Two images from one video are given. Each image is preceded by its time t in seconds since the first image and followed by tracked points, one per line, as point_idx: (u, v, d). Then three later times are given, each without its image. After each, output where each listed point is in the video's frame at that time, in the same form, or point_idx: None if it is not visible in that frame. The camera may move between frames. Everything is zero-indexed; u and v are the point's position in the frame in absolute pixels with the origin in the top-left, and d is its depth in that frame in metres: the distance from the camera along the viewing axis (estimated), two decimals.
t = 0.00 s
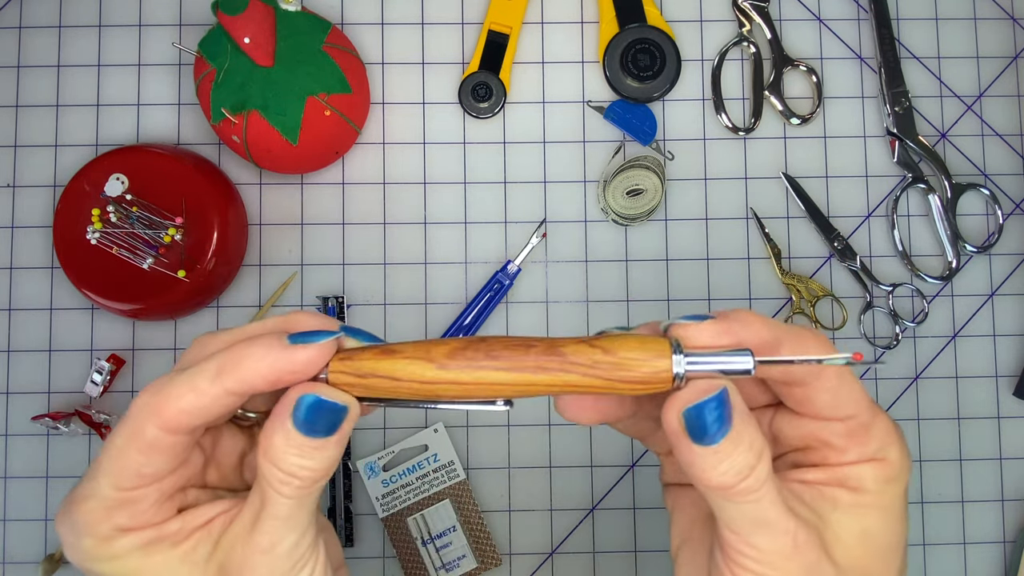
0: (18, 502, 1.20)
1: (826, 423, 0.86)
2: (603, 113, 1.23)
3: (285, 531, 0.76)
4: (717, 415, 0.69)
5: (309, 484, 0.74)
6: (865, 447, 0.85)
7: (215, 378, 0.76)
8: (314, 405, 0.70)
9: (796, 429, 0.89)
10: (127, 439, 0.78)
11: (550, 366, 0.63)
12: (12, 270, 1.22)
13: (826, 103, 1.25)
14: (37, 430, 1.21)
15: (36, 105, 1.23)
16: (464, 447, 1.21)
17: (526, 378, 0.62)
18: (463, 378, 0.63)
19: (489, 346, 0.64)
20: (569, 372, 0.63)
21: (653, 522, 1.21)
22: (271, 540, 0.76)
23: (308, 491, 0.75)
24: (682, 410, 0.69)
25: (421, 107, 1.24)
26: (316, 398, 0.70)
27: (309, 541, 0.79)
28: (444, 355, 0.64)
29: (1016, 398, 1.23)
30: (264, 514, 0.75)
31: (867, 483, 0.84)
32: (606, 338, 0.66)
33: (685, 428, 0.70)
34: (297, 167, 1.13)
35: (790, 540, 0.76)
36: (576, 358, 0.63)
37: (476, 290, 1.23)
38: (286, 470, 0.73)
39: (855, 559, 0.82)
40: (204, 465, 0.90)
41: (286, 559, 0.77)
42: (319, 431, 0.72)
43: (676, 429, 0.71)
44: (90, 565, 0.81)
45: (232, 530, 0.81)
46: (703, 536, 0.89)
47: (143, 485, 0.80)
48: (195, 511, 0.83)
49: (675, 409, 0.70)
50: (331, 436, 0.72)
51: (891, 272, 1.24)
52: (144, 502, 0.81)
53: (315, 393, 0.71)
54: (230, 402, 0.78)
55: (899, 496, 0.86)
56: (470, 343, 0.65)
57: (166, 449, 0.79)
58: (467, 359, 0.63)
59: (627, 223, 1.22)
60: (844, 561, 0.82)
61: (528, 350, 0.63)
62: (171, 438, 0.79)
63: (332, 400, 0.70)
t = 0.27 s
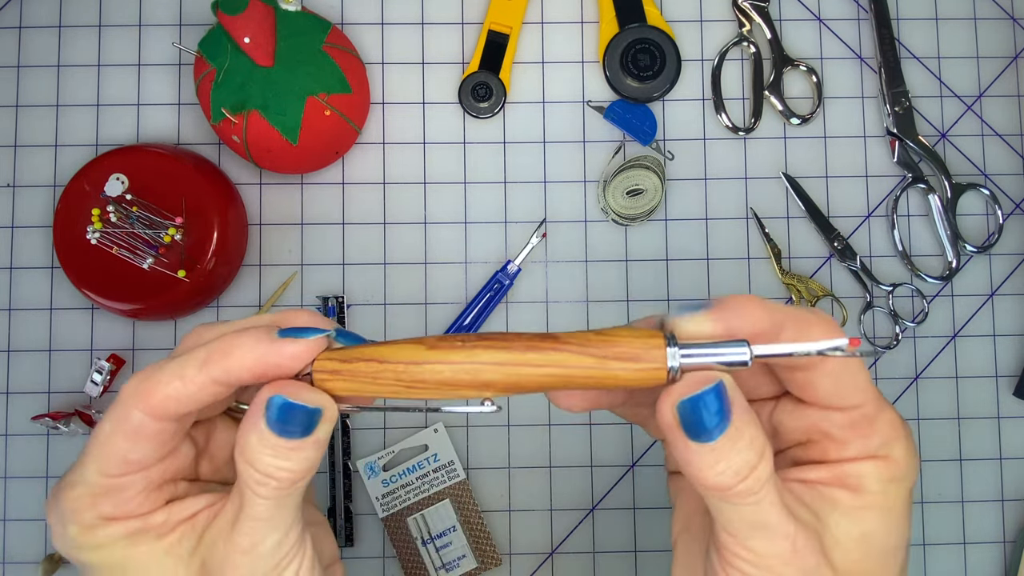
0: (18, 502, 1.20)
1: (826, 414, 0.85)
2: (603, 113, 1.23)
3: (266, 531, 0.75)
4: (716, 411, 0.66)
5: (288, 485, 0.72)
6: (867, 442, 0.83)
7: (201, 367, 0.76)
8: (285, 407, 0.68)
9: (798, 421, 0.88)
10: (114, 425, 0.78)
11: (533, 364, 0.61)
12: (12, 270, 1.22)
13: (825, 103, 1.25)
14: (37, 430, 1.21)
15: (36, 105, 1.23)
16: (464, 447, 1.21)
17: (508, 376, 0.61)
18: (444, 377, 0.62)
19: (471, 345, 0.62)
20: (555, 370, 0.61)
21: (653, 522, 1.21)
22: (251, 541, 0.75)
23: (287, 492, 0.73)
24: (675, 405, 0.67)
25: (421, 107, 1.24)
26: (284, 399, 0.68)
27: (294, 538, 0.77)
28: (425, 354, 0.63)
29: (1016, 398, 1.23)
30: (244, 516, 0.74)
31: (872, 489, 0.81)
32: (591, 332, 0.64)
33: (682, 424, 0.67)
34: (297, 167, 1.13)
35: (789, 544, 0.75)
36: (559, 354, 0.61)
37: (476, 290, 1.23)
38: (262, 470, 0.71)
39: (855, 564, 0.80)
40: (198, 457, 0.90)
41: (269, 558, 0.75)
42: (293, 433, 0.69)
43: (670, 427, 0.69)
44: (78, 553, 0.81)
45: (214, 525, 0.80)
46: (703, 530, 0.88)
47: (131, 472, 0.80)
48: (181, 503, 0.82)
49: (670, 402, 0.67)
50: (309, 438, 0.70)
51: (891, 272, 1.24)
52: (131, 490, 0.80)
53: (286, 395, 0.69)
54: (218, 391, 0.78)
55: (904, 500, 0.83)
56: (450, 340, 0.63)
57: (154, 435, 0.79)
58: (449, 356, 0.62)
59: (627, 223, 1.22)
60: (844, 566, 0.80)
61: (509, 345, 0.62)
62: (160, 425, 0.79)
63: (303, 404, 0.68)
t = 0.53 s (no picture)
0: (18, 502, 1.20)
1: (826, 430, 0.85)
2: (603, 113, 1.23)
3: (242, 530, 0.74)
4: (711, 411, 0.66)
5: (261, 485, 0.70)
6: (869, 455, 0.83)
7: (185, 361, 0.76)
8: (248, 410, 0.67)
9: (796, 433, 0.88)
10: (96, 411, 0.79)
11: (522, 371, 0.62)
12: (12, 270, 1.22)
13: (825, 103, 1.25)
14: (37, 430, 1.21)
15: (36, 105, 1.23)
16: (464, 447, 1.21)
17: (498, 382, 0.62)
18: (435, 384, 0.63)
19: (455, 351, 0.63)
20: (542, 375, 0.62)
21: (653, 522, 1.21)
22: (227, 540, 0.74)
23: (262, 492, 0.71)
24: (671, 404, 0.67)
25: (421, 108, 1.24)
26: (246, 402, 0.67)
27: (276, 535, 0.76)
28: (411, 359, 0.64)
29: (1016, 398, 1.23)
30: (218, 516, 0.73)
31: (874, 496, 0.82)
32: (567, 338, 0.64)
33: (677, 422, 0.67)
34: (297, 167, 1.13)
35: (783, 544, 0.75)
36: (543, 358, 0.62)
37: (475, 290, 1.23)
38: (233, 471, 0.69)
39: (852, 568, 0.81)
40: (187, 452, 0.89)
41: (246, 559, 0.75)
42: (261, 434, 0.67)
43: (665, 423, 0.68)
44: (71, 548, 0.81)
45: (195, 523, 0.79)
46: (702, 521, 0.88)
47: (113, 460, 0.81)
48: (166, 496, 0.82)
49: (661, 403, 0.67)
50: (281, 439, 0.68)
51: (891, 272, 1.24)
52: (113, 480, 0.81)
53: (248, 397, 0.67)
54: (195, 387, 0.78)
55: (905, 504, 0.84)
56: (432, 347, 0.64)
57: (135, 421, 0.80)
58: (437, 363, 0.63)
59: (627, 222, 1.22)
60: (841, 569, 0.80)
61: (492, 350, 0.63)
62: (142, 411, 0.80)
63: (265, 405, 0.66)
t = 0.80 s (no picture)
0: (18, 502, 1.20)
1: (818, 422, 0.86)
2: (603, 113, 1.23)
3: (226, 524, 0.74)
4: (707, 409, 0.66)
5: (243, 476, 0.71)
6: (861, 445, 0.84)
7: (186, 362, 0.79)
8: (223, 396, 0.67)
9: (789, 428, 0.88)
10: (98, 386, 0.81)
11: (512, 371, 0.61)
12: (12, 270, 1.22)
13: (825, 103, 1.25)
14: (37, 430, 1.21)
15: (36, 105, 1.23)
16: (464, 448, 1.21)
17: (485, 388, 0.61)
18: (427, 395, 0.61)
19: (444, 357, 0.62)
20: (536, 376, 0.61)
21: (653, 522, 1.21)
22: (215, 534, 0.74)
23: (243, 484, 0.72)
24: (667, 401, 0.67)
25: (421, 108, 1.24)
26: (223, 390, 0.67)
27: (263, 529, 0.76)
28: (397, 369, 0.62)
29: (1016, 398, 1.23)
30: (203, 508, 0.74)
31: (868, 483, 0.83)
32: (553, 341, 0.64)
33: (671, 419, 0.68)
34: (297, 167, 1.13)
35: (778, 536, 0.75)
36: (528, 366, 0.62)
37: (476, 290, 1.22)
38: (214, 463, 0.70)
39: (846, 559, 0.81)
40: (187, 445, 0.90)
41: (234, 552, 0.74)
42: (236, 422, 0.67)
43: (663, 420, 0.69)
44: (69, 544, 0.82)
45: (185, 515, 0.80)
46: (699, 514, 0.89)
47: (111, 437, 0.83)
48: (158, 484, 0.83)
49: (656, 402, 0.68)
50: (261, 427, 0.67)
51: (891, 272, 1.24)
52: (109, 457, 0.83)
53: (221, 383, 0.68)
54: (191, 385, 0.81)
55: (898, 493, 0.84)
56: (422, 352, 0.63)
57: (133, 399, 0.82)
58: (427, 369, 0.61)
59: (627, 223, 1.22)
60: (835, 560, 0.81)
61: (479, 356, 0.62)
62: (139, 391, 0.82)
63: (236, 392, 0.67)
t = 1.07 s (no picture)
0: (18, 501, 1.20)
1: (796, 397, 0.86)
2: (603, 112, 1.23)
3: (202, 510, 0.73)
4: (691, 378, 0.65)
5: (211, 459, 0.70)
6: (841, 419, 0.84)
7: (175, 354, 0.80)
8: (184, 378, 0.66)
9: (769, 405, 0.89)
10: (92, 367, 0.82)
11: (493, 354, 0.58)
12: (12, 271, 1.22)
13: (825, 103, 1.25)
14: (37, 430, 1.21)
15: (36, 105, 1.23)
16: (464, 447, 1.21)
17: (468, 370, 0.57)
18: (411, 379, 0.58)
19: (434, 342, 0.58)
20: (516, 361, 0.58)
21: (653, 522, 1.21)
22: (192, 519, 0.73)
23: (214, 467, 0.71)
24: (648, 373, 0.64)
25: (421, 107, 1.24)
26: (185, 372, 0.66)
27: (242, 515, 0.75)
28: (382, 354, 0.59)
29: (1016, 398, 1.23)
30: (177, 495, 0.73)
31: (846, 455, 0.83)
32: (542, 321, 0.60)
33: (654, 392, 0.65)
34: (297, 167, 1.13)
35: (759, 511, 0.74)
36: (520, 347, 0.58)
37: (476, 290, 1.22)
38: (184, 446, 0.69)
39: (827, 533, 0.82)
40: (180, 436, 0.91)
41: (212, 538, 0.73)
42: (198, 403, 0.67)
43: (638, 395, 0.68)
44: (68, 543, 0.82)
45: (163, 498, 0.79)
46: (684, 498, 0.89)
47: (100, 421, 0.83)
48: (139, 468, 0.83)
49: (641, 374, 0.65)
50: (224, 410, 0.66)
51: (891, 272, 1.24)
52: (96, 439, 0.83)
53: (177, 364, 0.66)
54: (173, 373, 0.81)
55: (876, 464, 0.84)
56: (411, 335, 0.59)
57: (123, 383, 0.81)
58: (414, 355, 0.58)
59: (627, 222, 1.22)
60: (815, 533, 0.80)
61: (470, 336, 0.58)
62: (128, 377, 0.81)
63: (195, 371, 0.66)
